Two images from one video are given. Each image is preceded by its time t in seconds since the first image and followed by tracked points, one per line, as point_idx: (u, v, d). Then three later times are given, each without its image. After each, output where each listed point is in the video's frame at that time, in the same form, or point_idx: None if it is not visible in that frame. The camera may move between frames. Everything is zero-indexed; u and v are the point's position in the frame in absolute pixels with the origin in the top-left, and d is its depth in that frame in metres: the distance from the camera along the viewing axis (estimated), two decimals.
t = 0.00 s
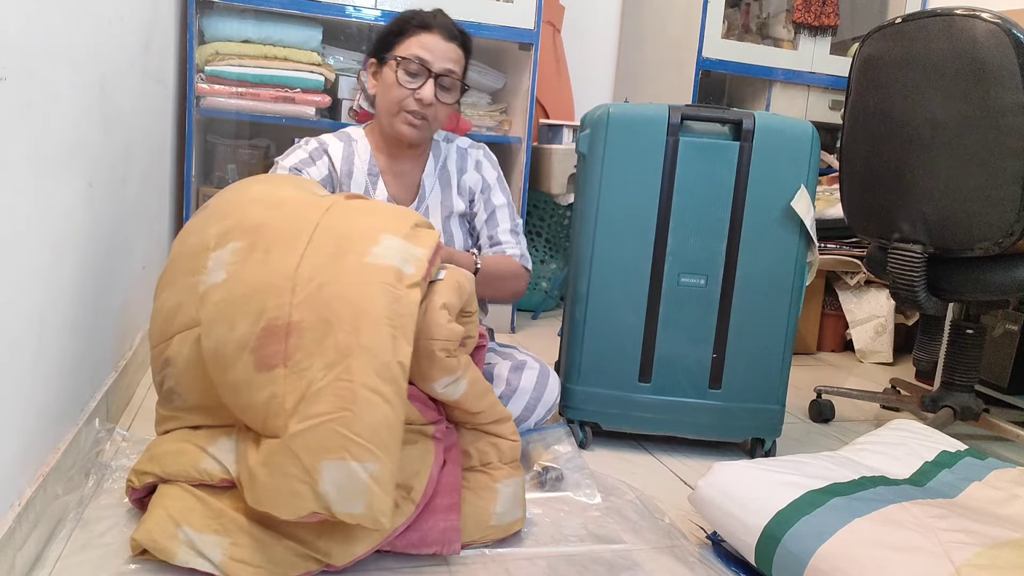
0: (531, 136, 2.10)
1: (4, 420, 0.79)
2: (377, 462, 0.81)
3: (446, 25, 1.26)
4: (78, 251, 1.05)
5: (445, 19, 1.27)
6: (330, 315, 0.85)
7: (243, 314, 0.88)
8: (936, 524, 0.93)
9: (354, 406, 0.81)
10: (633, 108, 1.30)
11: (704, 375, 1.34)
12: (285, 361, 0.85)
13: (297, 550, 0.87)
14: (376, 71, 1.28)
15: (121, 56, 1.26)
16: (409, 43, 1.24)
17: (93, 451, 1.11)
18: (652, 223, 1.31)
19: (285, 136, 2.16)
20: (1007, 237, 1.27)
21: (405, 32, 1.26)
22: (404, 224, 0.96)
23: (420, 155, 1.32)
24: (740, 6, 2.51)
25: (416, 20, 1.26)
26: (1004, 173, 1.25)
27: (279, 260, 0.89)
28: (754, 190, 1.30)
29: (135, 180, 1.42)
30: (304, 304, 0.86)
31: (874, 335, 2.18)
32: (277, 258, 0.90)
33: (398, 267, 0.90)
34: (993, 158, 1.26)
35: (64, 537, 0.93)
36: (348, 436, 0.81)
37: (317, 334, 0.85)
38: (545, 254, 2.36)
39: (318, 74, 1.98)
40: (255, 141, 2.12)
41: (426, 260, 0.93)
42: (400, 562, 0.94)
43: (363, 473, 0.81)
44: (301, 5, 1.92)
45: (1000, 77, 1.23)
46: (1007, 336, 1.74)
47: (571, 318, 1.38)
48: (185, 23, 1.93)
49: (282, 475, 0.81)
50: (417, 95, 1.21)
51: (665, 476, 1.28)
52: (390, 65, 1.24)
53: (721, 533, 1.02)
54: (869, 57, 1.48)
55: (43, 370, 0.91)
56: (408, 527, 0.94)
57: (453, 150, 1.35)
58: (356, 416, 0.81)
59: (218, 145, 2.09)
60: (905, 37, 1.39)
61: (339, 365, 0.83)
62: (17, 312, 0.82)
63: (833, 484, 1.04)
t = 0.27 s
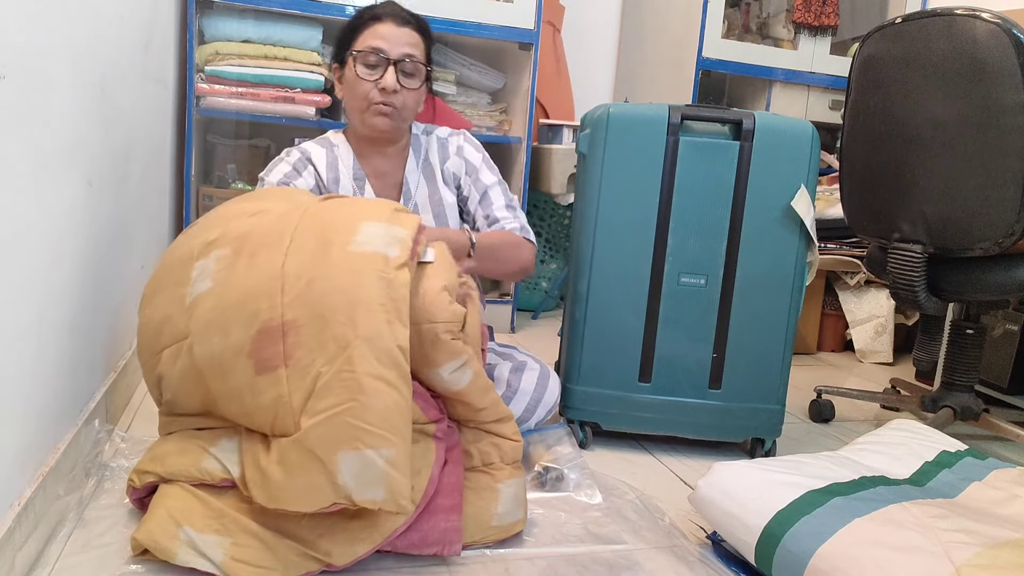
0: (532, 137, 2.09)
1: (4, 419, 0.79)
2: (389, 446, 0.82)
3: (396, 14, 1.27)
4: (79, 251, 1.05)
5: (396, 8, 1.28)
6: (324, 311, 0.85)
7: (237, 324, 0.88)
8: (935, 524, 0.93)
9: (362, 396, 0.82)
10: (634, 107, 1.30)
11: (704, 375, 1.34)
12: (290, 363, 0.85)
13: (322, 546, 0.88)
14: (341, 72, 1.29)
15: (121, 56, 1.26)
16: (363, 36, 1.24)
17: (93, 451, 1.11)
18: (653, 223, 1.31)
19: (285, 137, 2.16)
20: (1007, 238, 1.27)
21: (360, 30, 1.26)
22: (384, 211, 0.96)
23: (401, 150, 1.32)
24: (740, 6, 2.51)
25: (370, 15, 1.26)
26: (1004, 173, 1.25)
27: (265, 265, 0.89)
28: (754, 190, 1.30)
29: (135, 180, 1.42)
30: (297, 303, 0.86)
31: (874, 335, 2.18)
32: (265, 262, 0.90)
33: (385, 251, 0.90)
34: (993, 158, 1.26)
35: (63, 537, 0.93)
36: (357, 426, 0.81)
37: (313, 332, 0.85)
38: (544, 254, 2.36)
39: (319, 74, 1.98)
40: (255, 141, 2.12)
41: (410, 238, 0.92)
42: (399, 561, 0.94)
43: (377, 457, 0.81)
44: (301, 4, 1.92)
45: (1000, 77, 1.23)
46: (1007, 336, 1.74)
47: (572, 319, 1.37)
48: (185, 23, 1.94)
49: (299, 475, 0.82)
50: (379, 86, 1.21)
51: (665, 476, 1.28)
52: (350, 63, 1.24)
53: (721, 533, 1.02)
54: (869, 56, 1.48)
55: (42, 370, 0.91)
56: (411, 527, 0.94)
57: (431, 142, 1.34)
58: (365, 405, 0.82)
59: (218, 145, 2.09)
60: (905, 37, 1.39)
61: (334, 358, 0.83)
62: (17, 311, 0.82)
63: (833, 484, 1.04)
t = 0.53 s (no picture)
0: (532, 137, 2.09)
1: (4, 419, 0.79)
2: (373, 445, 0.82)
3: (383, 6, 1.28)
4: (78, 251, 1.05)
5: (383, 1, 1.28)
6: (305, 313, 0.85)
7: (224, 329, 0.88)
8: (936, 524, 0.93)
9: (343, 396, 0.82)
10: (633, 107, 1.30)
11: (704, 375, 1.34)
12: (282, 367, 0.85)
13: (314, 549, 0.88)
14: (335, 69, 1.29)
15: (121, 56, 1.26)
16: (354, 31, 1.25)
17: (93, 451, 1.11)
18: (653, 223, 1.31)
19: (285, 137, 2.16)
20: (1007, 238, 1.27)
21: (351, 26, 1.27)
22: (378, 204, 0.95)
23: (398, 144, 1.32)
24: (740, 6, 2.51)
25: (358, 10, 1.27)
26: (1004, 173, 1.25)
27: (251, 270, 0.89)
28: (754, 190, 1.30)
29: (135, 179, 1.42)
30: (280, 305, 0.86)
31: (874, 335, 2.18)
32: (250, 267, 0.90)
33: (367, 250, 0.89)
34: (993, 158, 1.26)
35: (64, 537, 0.93)
36: (339, 429, 0.81)
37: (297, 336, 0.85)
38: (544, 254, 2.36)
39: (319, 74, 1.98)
40: (255, 141, 2.12)
41: (391, 232, 0.91)
42: (399, 561, 0.94)
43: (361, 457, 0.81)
44: (301, 4, 1.92)
45: (1000, 77, 1.23)
46: (1007, 336, 1.74)
47: (572, 318, 1.37)
48: (185, 23, 1.94)
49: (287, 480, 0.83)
50: (372, 76, 1.21)
51: (665, 476, 1.28)
52: (342, 58, 1.25)
53: (721, 533, 1.02)
54: (869, 56, 1.48)
55: (43, 370, 0.91)
56: (409, 525, 0.94)
57: (425, 134, 1.33)
58: (345, 405, 0.81)
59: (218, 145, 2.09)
60: (906, 37, 1.39)
61: (314, 359, 0.83)
62: (17, 311, 0.82)
63: (832, 484, 1.04)
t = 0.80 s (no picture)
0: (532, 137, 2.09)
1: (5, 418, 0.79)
2: (481, 365, 0.72)
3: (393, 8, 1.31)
4: (78, 250, 1.05)
5: (399, 6, 1.31)
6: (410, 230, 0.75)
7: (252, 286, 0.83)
8: (936, 523, 0.93)
9: (461, 295, 0.71)
10: (634, 108, 1.30)
11: (704, 375, 1.34)
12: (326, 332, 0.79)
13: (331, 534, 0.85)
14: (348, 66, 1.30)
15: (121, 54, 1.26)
16: (370, 29, 1.26)
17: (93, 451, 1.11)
18: (653, 223, 1.31)
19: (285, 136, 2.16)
20: (1007, 237, 1.26)
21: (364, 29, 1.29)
22: (461, 80, 0.77)
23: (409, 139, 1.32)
24: (740, 6, 2.51)
25: (372, 12, 1.29)
26: (1004, 173, 1.25)
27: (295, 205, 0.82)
28: (754, 190, 1.30)
29: (136, 179, 1.42)
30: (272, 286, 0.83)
31: (874, 335, 2.18)
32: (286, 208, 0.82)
33: (462, 149, 0.74)
34: (994, 157, 1.26)
35: (63, 537, 0.93)
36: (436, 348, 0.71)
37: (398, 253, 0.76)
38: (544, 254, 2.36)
39: (319, 74, 1.98)
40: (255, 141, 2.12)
41: (484, 125, 0.75)
42: (400, 561, 0.95)
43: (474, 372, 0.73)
44: (301, 4, 1.92)
45: (1000, 77, 1.23)
46: (1007, 336, 1.74)
47: (572, 319, 1.37)
48: (185, 23, 1.94)
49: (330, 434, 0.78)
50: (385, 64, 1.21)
51: (665, 476, 1.28)
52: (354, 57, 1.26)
53: (721, 533, 1.02)
54: (869, 57, 1.48)
55: (42, 370, 0.91)
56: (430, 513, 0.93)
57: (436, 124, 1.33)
58: (466, 304, 0.70)
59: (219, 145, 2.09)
60: (906, 37, 1.39)
61: (407, 273, 0.73)
62: (17, 310, 0.82)
63: (833, 484, 1.04)
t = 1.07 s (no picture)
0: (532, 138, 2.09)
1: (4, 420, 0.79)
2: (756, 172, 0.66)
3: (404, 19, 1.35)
4: (79, 250, 1.05)
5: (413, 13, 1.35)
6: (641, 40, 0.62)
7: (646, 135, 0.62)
8: (936, 523, 0.93)
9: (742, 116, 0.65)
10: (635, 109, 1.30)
11: (704, 375, 1.34)
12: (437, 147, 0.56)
13: (493, 414, 0.63)
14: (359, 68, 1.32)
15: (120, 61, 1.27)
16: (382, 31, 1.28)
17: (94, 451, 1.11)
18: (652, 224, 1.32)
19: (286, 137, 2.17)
20: (1007, 237, 1.27)
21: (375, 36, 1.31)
22: None
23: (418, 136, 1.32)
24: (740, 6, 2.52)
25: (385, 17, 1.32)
26: (1004, 173, 1.25)
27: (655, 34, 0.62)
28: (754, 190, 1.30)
29: (137, 179, 1.43)
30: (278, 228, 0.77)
31: (874, 335, 2.18)
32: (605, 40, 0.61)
33: None
34: (994, 158, 1.26)
35: (64, 537, 0.93)
36: (733, 158, 0.63)
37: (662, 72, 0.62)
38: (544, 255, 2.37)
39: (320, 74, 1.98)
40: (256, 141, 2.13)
41: None
42: (400, 560, 0.95)
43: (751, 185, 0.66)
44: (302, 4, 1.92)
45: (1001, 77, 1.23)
46: (1007, 336, 1.74)
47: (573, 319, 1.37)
48: (187, 24, 1.94)
49: None
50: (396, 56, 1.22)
51: (665, 476, 1.28)
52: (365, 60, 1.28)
53: (721, 532, 1.02)
54: (868, 57, 1.48)
55: (43, 370, 0.91)
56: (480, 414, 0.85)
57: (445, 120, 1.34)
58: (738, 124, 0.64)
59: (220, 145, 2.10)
60: (905, 37, 1.38)
61: (690, 88, 0.62)
62: (17, 311, 0.82)
63: (833, 484, 1.04)
